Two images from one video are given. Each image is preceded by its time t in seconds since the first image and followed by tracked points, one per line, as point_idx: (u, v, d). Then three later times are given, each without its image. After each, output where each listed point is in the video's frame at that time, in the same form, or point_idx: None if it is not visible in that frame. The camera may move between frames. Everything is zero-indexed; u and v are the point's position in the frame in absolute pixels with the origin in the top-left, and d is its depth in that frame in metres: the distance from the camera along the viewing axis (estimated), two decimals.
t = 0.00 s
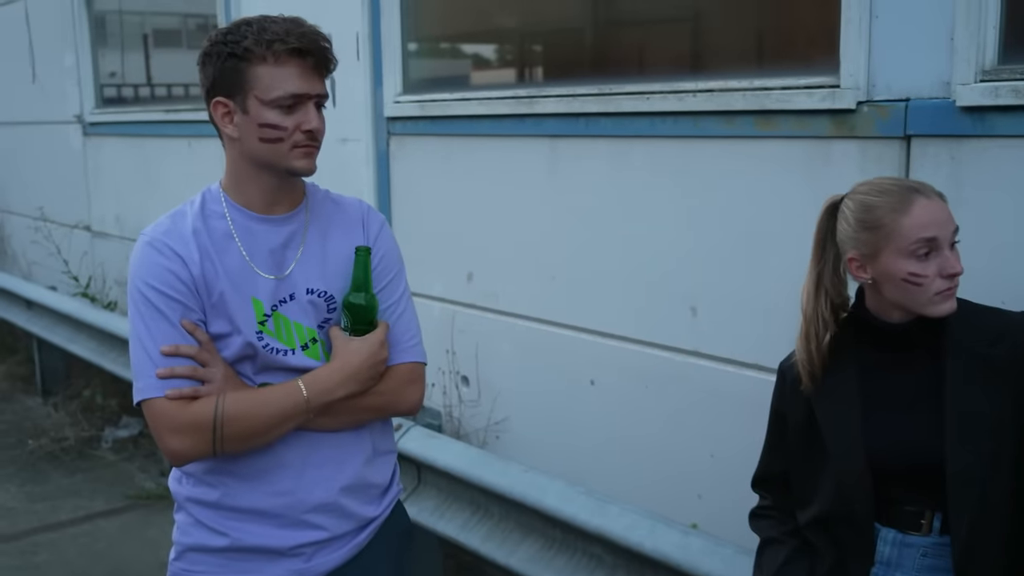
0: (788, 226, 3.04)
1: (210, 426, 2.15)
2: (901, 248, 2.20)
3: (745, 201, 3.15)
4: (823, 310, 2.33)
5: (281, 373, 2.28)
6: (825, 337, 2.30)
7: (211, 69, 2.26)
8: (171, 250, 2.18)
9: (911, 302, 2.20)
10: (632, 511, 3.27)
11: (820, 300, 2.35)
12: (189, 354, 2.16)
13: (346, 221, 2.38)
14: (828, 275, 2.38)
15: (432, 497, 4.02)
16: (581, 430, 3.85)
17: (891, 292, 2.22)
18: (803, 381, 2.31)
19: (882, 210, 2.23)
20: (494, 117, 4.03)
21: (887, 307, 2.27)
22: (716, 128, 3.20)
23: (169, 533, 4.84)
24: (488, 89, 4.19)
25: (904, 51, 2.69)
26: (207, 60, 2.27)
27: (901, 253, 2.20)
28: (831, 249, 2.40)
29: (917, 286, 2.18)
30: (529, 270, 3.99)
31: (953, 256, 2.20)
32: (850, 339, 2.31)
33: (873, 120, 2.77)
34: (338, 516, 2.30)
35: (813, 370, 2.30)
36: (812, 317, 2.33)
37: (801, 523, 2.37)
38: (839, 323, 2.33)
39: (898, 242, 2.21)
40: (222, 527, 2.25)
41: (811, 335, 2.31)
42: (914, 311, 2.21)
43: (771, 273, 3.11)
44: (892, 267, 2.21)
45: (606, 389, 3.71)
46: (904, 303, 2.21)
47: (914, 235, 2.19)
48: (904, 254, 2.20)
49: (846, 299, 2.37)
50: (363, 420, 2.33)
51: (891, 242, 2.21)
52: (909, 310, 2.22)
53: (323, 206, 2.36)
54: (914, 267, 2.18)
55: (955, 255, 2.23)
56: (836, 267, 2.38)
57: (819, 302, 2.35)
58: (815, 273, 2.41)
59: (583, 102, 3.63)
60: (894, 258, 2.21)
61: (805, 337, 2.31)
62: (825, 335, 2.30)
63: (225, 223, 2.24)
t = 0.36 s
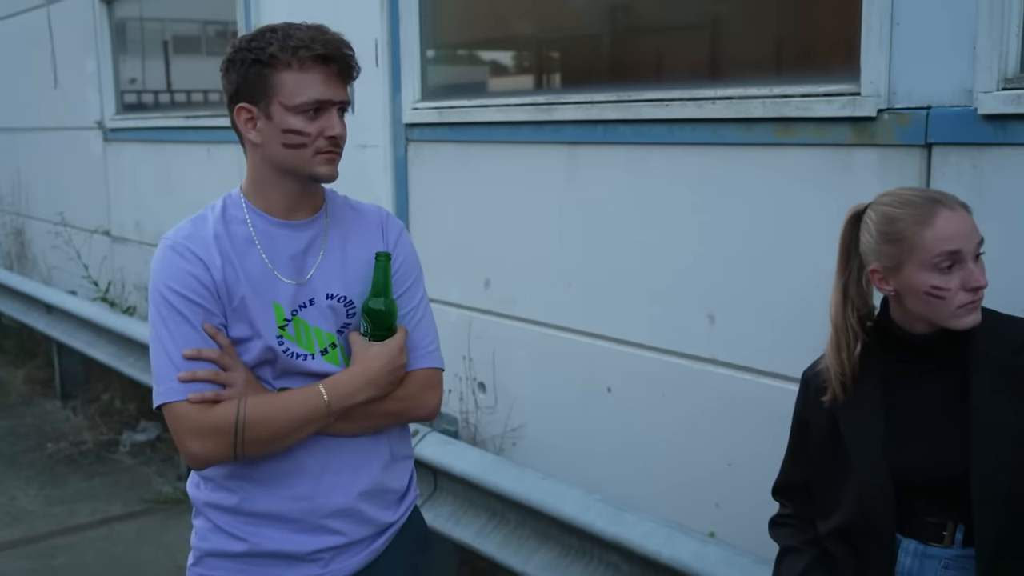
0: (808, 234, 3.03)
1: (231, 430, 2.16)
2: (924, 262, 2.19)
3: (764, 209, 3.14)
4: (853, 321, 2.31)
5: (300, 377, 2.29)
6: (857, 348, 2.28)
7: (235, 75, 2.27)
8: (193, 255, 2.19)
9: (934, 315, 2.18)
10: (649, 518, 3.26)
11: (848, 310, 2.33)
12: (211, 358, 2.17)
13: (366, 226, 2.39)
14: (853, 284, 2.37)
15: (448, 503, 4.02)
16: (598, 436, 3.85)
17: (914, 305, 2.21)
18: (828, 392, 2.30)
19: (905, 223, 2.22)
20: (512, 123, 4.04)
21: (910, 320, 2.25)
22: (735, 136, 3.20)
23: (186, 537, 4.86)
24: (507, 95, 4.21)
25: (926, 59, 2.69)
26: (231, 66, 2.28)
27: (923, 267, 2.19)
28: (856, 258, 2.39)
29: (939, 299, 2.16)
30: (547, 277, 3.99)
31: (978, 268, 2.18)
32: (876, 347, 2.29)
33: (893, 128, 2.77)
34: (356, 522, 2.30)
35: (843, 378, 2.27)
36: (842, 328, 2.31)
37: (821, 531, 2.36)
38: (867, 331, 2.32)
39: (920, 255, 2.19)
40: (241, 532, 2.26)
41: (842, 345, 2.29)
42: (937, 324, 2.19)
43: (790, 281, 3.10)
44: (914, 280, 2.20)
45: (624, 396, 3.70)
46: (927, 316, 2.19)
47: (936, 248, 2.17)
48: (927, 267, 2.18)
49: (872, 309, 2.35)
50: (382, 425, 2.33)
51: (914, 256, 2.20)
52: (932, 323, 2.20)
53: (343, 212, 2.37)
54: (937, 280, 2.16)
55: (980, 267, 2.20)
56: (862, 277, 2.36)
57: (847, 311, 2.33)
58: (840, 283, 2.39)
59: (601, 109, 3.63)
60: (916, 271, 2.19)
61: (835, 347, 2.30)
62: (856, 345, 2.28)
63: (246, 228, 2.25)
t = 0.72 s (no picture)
0: (820, 235, 3.02)
1: (242, 430, 2.16)
2: (944, 266, 2.17)
3: (777, 210, 3.13)
4: (872, 323, 2.30)
5: (311, 379, 2.29)
6: (876, 350, 2.27)
7: (249, 77, 2.27)
8: (205, 255, 2.19)
9: (954, 320, 2.17)
10: (660, 521, 3.25)
11: (866, 311, 2.33)
12: (222, 358, 2.17)
13: (377, 228, 2.39)
14: (872, 286, 2.36)
15: (459, 506, 4.01)
16: (609, 438, 3.84)
17: (934, 309, 2.19)
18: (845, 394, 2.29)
19: (926, 227, 2.20)
20: (524, 125, 4.04)
21: (929, 323, 2.24)
22: (748, 137, 3.18)
23: (197, 538, 4.87)
24: (518, 97, 4.21)
25: (941, 61, 2.67)
26: (245, 67, 2.28)
27: (944, 271, 2.17)
28: (876, 260, 2.38)
29: (960, 304, 2.15)
30: (558, 278, 3.99)
31: (999, 273, 2.17)
32: (892, 351, 2.28)
33: (907, 130, 2.76)
34: (366, 523, 2.30)
35: (862, 380, 2.26)
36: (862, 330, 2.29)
37: (835, 534, 2.35)
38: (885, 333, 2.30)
39: (941, 259, 2.18)
40: (253, 533, 2.26)
41: (862, 347, 2.27)
42: (956, 329, 2.18)
43: (803, 282, 3.09)
44: (935, 285, 2.18)
45: (635, 398, 3.69)
46: (946, 320, 2.18)
47: (958, 253, 2.16)
48: (947, 271, 2.17)
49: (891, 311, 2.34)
50: (393, 426, 2.33)
51: (935, 260, 2.18)
52: (952, 327, 2.19)
53: (355, 214, 2.37)
54: (958, 285, 2.15)
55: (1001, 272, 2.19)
56: (881, 280, 2.36)
57: (866, 313, 2.32)
58: (860, 286, 2.39)
59: (613, 111, 3.63)
60: (936, 275, 2.18)
61: (853, 349, 2.28)
62: (876, 347, 2.27)
63: (258, 229, 2.25)
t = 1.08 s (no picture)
0: (831, 237, 3.00)
1: (250, 432, 2.15)
2: (958, 270, 2.16)
3: (787, 212, 3.11)
4: (886, 328, 2.28)
5: (319, 380, 2.28)
6: (890, 354, 2.25)
7: (257, 79, 2.27)
8: (212, 257, 2.19)
9: (969, 325, 2.15)
10: (670, 524, 3.23)
11: (880, 316, 2.31)
12: (230, 361, 2.16)
13: (384, 230, 2.38)
14: (886, 291, 2.35)
15: (468, 508, 4.00)
16: (618, 439, 3.83)
17: (948, 314, 2.18)
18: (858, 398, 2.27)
19: (939, 232, 2.19)
20: (533, 127, 4.03)
21: (943, 328, 2.22)
22: (758, 139, 3.17)
23: (206, 539, 4.87)
24: (527, 99, 4.20)
25: (953, 62, 2.65)
26: (253, 70, 2.28)
27: (958, 275, 2.16)
28: (890, 264, 2.36)
29: (975, 309, 2.13)
30: (567, 281, 3.98)
31: (1013, 277, 2.16)
32: (906, 355, 2.26)
33: (918, 132, 2.74)
34: (374, 525, 2.30)
35: (876, 385, 2.25)
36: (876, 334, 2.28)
37: (846, 538, 2.33)
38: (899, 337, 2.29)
39: (954, 264, 2.16)
40: (261, 534, 2.25)
41: (875, 352, 2.26)
42: (972, 333, 2.17)
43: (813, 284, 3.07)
44: (949, 290, 2.17)
45: (645, 400, 3.68)
46: (961, 325, 2.16)
47: (972, 258, 2.15)
48: (962, 276, 2.15)
49: (905, 315, 2.32)
50: (400, 428, 2.32)
51: (949, 265, 2.17)
52: (966, 332, 2.17)
53: (363, 216, 2.37)
54: (972, 290, 2.14)
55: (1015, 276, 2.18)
56: (895, 284, 2.34)
57: (880, 318, 2.30)
58: (873, 290, 2.38)
59: (623, 113, 3.62)
60: (951, 280, 2.16)
61: (867, 354, 2.27)
62: (890, 351, 2.25)
63: (265, 232, 2.25)
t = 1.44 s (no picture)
0: (841, 240, 2.99)
1: (258, 434, 2.15)
2: (970, 273, 2.14)
3: (797, 214, 3.10)
4: (897, 328, 2.26)
5: (326, 382, 2.28)
6: (900, 356, 2.23)
7: (267, 79, 2.26)
8: (220, 259, 2.19)
9: (978, 327, 2.14)
10: (677, 527, 3.22)
11: (889, 317, 2.28)
12: (237, 362, 2.17)
13: (391, 231, 2.38)
14: (897, 292, 2.31)
15: (475, 509, 4.00)
16: (625, 441, 3.82)
17: (958, 315, 2.16)
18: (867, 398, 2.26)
19: (952, 233, 2.17)
20: (542, 129, 4.02)
21: (952, 330, 2.20)
22: (767, 141, 3.16)
23: (214, 539, 4.87)
24: (536, 101, 4.20)
25: (964, 65, 2.64)
26: (262, 70, 2.28)
27: (969, 277, 2.14)
28: (900, 264, 2.33)
29: (986, 311, 2.12)
30: (575, 282, 3.97)
31: None
32: (916, 357, 2.24)
33: (930, 134, 2.72)
34: (382, 526, 2.29)
35: (886, 387, 2.23)
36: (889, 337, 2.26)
37: (854, 542, 2.32)
38: (909, 339, 2.27)
39: (966, 266, 2.15)
40: (268, 535, 2.25)
41: (886, 353, 2.24)
42: (981, 336, 2.15)
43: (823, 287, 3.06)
44: (961, 291, 2.15)
45: (653, 402, 3.67)
46: (971, 327, 2.15)
47: (985, 260, 2.13)
48: (974, 278, 2.14)
49: (915, 317, 2.30)
50: (408, 430, 2.32)
51: (961, 266, 2.15)
52: (975, 334, 2.16)
53: (369, 217, 2.37)
54: (984, 292, 2.12)
55: None
56: (905, 285, 2.31)
57: (890, 319, 2.28)
58: (883, 291, 2.34)
59: (632, 114, 3.61)
60: (962, 282, 2.15)
61: (877, 355, 2.25)
62: (901, 354, 2.23)
63: (273, 232, 2.25)
